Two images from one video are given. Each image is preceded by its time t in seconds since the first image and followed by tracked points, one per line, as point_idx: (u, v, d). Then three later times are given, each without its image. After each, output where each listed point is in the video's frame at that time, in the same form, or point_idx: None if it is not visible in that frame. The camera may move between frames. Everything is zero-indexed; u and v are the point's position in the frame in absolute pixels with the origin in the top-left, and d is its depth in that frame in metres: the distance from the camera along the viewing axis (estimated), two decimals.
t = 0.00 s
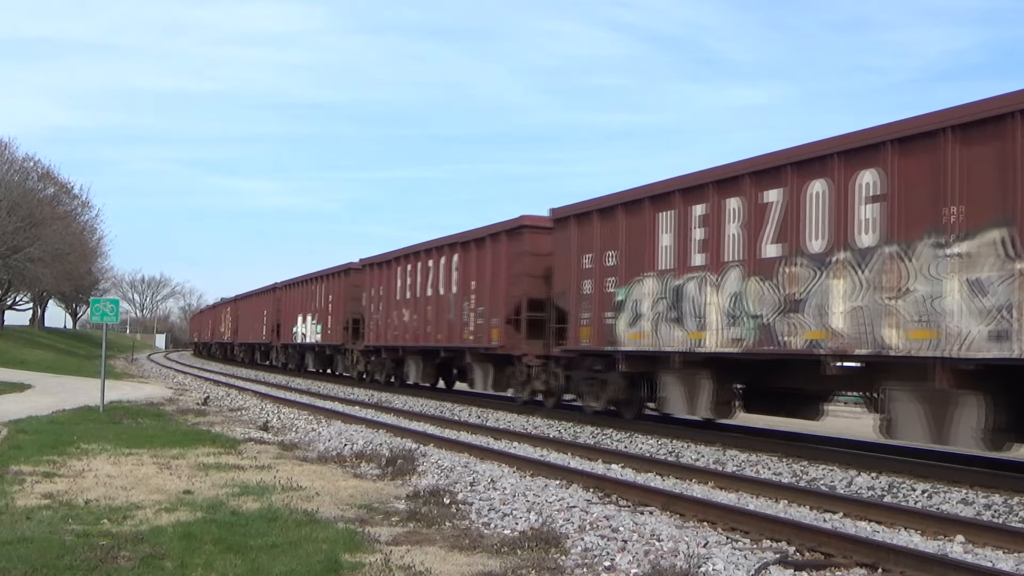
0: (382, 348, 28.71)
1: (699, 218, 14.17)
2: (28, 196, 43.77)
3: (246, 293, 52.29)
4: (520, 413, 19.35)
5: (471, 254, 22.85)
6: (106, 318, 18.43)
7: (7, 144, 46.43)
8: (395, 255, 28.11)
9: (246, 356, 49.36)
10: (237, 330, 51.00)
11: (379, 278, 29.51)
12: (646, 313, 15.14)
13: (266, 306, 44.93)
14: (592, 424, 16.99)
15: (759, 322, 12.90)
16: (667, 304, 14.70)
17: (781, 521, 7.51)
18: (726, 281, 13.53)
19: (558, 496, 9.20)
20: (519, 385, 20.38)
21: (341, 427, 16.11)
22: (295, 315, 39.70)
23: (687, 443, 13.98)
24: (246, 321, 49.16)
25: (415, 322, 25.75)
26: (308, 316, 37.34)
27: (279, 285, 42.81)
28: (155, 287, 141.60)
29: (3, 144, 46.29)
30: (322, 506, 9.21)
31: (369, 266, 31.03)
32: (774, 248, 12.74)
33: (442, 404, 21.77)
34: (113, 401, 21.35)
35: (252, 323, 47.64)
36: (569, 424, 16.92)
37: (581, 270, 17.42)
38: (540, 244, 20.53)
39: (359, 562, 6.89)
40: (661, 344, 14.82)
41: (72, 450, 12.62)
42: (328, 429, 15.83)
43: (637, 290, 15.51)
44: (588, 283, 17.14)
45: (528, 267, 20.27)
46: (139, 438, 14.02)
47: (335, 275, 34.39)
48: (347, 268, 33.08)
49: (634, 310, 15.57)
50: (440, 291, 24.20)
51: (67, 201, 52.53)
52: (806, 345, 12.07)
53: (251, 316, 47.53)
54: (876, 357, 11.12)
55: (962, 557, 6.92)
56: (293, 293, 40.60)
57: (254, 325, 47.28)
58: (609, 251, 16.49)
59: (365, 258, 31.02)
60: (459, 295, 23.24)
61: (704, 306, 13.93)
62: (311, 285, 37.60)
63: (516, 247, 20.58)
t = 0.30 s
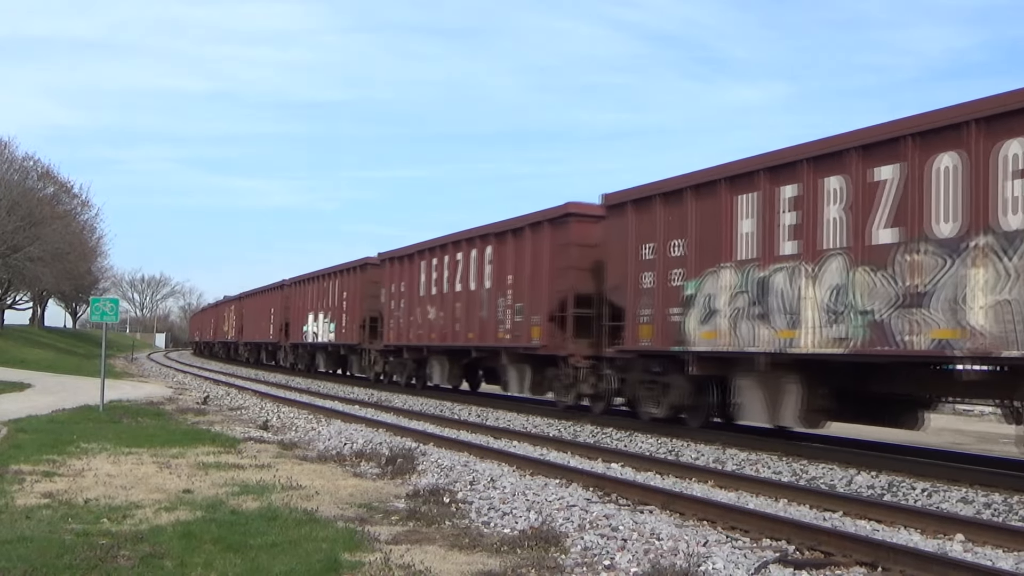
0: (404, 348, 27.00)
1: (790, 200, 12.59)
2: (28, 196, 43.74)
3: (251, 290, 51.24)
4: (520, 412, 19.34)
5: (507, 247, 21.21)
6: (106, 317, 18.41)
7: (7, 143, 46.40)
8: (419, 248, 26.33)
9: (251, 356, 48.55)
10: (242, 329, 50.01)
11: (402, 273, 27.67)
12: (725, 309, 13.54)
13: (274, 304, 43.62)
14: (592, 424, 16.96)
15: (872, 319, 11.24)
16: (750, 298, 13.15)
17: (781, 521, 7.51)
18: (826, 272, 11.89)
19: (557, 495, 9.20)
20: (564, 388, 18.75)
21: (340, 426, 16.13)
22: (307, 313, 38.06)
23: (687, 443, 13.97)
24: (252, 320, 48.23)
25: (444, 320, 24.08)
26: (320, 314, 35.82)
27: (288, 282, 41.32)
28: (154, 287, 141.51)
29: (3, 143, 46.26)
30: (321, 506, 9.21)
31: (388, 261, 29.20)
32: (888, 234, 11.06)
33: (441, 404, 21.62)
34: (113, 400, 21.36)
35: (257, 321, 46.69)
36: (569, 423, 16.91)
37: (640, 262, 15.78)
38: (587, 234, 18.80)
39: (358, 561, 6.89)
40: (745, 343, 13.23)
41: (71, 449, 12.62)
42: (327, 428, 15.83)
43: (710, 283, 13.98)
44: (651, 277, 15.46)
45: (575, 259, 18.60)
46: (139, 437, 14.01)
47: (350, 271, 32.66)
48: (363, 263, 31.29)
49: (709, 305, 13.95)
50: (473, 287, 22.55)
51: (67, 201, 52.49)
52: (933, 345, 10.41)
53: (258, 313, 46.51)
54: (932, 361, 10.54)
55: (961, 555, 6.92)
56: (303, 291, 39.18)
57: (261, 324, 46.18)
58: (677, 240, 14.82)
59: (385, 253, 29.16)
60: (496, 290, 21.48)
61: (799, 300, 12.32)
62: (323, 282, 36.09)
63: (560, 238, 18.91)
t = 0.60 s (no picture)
0: (429, 348, 25.07)
1: (909, 176, 11.09)
2: (28, 196, 43.74)
3: (256, 288, 49.98)
4: (520, 411, 19.37)
5: (550, 237, 19.24)
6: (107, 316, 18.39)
7: (7, 143, 46.38)
8: (445, 240, 24.31)
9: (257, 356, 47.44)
10: (247, 328, 48.71)
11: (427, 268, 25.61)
12: (828, 304, 12.03)
13: (281, 302, 41.99)
14: (593, 422, 16.96)
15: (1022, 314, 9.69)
16: (858, 290, 11.62)
17: (782, 519, 7.51)
18: (959, 260, 10.36)
19: (559, 494, 9.20)
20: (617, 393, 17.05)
21: (342, 425, 16.14)
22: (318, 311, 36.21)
23: (687, 441, 13.99)
24: (257, 319, 46.96)
25: (476, 317, 22.06)
26: (332, 312, 34.11)
27: (297, 279, 39.63)
28: (155, 287, 141.51)
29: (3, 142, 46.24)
30: (322, 505, 9.20)
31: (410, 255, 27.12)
32: (911, 230, 10.99)
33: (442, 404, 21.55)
34: (115, 400, 21.35)
35: (262, 319, 45.46)
36: (570, 422, 16.91)
37: (714, 253, 14.35)
38: (645, 221, 16.89)
39: (359, 560, 6.88)
40: (851, 344, 11.69)
41: (72, 449, 12.61)
42: (328, 428, 15.84)
43: (805, 274, 12.48)
44: (731, 268, 13.95)
45: (631, 249, 16.69)
46: (140, 437, 14.01)
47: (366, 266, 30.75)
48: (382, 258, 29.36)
49: (805, 299, 12.42)
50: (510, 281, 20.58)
51: (67, 200, 52.43)
52: None
53: (264, 312, 45.07)
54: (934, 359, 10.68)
55: (963, 553, 6.91)
56: (314, 287, 37.53)
57: (267, 322, 44.72)
58: (763, 226, 13.33)
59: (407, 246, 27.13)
60: (536, 283, 19.58)
61: (923, 295, 10.75)
62: (335, 279, 34.37)
63: (614, 227, 17.02)
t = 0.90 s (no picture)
0: (459, 348, 23.29)
1: (863, 184, 11.76)
2: (29, 195, 43.79)
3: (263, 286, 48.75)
4: (521, 410, 19.37)
5: (603, 225, 17.38)
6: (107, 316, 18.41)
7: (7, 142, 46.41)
8: (477, 232, 22.47)
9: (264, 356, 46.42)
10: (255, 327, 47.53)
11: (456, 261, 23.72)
12: (962, 297, 10.22)
13: (290, 301, 40.43)
14: (592, 421, 16.97)
15: None
16: (1004, 281, 9.80)
17: (782, 518, 7.51)
18: (993, 258, 9.94)
19: (559, 493, 9.21)
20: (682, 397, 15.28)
21: (342, 425, 16.13)
22: (333, 308, 34.48)
23: (688, 440, 13.99)
24: (264, 318, 45.67)
25: (515, 316, 20.32)
26: (348, 310, 32.46)
27: (307, 275, 38.02)
28: (156, 286, 141.53)
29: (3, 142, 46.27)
30: (323, 504, 9.21)
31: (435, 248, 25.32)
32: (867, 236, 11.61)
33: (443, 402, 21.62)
34: (115, 399, 21.36)
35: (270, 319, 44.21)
36: (571, 421, 16.91)
37: (808, 240, 12.55)
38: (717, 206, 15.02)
39: (360, 559, 6.89)
40: (991, 345, 9.88)
41: (72, 448, 12.62)
42: (329, 427, 15.83)
43: (929, 263, 10.66)
44: (831, 256, 12.11)
45: (702, 238, 14.73)
46: (140, 436, 14.02)
47: (386, 261, 29.03)
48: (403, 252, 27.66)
49: (929, 294, 10.61)
50: (553, 275, 18.83)
51: (67, 199, 52.29)
52: None
53: (273, 311, 43.63)
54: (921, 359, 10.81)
55: (963, 553, 6.92)
56: (326, 284, 35.91)
57: (275, 322, 43.21)
58: (875, 208, 11.53)
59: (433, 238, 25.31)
60: (587, 276, 17.78)
61: None
62: (350, 276, 32.75)
63: (682, 212, 15.20)
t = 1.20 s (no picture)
0: (493, 348, 21.46)
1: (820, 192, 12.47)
2: (29, 194, 43.82)
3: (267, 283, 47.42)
4: (521, 409, 19.38)
5: (665, 212, 15.56)
6: (107, 316, 18.46)
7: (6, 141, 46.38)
8: (514, 221, 20.59)
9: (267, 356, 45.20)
10: (259, 326, 46.04)
11: (490, 253, 21.79)
12: None
13: (298, 298, 38.78)
14: (592, 420, 16.97)
15: None
16: None
17: (782, 516, 7.52)
18: None
19: (559, 492, 9.21)
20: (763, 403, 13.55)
21: (342, 423, 16.11)
22: (346, 305, 32.66)
23: (688, 439, 13.99)
24: (269, 317, 44.24)
25: (558, 312, 18.50)
26: (363, 307, 30.69)
27: (317, 271, 36.42)
28: (155, 285, 141.47)
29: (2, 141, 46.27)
30: (323, 503, 9.20)
31: (463, 240, 23.37)
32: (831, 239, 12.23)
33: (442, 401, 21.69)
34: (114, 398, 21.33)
35: (275, 317, 42.63)
36: (571, 420, 16.90)
37: (931, 223, 10.76)
38: (805, 188, 13.24)
39: (360, 558, 6.88)
40: None
41: (72, 447, 12.61)
42: (328, 426, 15.82)
43: None
44: (964, 242, 10.32)
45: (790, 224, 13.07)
46: (139, 435, 14.00)
47: (407, 255, 27.11)
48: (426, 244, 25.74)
49: None
50: (604, 267, 17.01)
51: (67, 199, 52.25)
52: None
53: (280, 310, 41.99)
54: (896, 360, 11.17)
55: (963, 551, 6.92)
56: (337, 280, 34.22)
57: (282, 321, 41.57)
58: (1021, 183, 9.78)
59: (461, 230, 23.38)
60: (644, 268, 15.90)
61: None
62: (365, 271, 31.02)
63: (770, 194, 13.44)
